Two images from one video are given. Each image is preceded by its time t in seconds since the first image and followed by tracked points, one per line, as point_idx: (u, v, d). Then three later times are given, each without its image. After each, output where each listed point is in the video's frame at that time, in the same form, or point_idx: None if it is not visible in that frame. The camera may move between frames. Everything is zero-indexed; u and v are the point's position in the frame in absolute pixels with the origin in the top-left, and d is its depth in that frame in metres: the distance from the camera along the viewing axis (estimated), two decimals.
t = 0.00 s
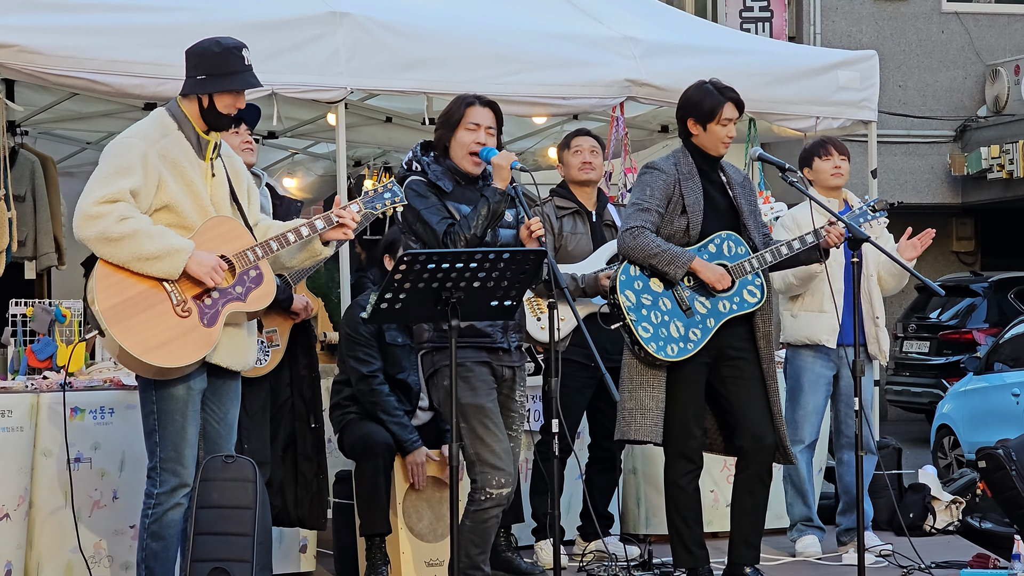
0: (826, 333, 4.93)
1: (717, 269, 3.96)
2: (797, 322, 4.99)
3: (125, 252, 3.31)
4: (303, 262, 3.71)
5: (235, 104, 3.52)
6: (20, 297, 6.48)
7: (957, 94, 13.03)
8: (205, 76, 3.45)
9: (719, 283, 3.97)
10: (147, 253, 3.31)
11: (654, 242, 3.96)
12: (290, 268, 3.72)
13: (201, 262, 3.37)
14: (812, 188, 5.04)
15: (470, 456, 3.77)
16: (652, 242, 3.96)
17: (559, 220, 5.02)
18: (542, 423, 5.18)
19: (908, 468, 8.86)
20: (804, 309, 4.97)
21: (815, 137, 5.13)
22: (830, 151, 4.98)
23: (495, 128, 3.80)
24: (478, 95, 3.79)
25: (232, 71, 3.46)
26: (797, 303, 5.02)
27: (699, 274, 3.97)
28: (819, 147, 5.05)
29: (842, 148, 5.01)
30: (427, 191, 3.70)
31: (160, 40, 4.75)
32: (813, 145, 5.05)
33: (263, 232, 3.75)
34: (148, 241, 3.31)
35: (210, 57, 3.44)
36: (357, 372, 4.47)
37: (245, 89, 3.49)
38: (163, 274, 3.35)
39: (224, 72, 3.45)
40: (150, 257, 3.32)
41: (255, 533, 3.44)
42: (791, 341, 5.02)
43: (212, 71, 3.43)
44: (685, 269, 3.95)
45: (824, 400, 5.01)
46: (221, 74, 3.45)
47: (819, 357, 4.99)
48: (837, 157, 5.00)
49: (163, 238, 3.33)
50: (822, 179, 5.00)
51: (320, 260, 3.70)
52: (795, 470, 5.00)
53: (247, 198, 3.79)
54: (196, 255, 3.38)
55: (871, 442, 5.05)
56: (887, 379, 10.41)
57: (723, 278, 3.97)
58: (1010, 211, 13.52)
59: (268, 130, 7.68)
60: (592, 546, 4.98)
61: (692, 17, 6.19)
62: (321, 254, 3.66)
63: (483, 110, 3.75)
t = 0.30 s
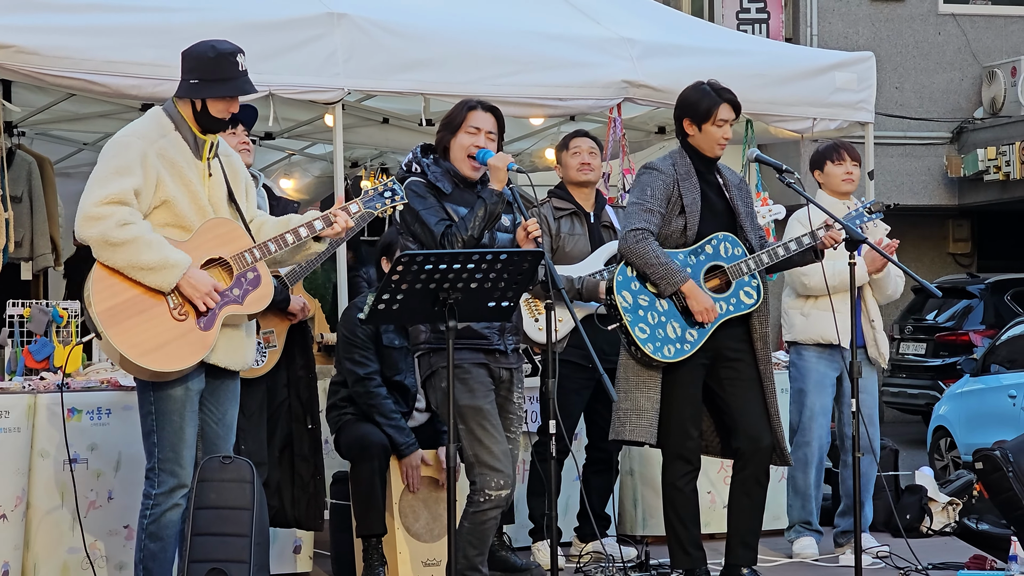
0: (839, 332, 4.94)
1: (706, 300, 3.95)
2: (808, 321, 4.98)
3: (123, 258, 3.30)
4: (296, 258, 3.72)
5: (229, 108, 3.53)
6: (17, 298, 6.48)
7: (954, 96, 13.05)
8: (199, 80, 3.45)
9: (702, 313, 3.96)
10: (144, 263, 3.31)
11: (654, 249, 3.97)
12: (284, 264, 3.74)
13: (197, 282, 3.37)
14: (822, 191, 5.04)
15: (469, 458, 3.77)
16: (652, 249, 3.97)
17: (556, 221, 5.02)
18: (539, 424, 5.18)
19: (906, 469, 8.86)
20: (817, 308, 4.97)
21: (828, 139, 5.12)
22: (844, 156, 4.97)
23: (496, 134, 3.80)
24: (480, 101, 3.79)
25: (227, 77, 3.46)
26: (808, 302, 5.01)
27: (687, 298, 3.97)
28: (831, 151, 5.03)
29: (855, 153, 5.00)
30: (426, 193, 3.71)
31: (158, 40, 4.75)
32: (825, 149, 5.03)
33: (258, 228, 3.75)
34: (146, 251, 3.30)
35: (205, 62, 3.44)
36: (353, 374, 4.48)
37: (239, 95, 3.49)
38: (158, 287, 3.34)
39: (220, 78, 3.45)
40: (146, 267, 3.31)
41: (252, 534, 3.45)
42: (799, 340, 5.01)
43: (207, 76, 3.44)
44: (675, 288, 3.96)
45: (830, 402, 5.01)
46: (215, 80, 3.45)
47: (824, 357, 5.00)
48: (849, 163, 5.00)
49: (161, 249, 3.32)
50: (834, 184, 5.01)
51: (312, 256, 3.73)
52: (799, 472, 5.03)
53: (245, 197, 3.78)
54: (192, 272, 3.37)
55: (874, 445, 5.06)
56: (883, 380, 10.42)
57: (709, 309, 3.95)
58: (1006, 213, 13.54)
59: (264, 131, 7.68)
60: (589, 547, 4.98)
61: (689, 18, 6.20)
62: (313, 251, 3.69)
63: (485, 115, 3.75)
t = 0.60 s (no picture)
0: (835, 335, 4.94)
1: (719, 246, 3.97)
2: (804, 324, 4.97)
3: (120, 251, 3.29)
4: (296, 248, 3.71)
5: (219, 107, 3.52)
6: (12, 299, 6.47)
7: (951, 98, 13.06)
8: (188, 80, 3.45)
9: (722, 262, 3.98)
10: (141, 249, 3.29)
11: (649, 237, 3.97)
12: (285, 254, 3.73)
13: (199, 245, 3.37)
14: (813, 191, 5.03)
15: (466, 459, 3.77)
16: (647, 236, 3.97)
17: (554, 223, 5.02)
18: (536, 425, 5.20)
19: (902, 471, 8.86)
20: (812, 310, 4.97)
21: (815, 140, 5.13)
22: (833, 156, 4.98)
23: (491, 134, 3.80)
24: (473, 101, 3.79)
25: (216, 75, 3.45)
26: (802, 304, 5.00)
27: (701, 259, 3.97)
28: (820, 151, 5.04)
29: (843, 151, 5.01)
30: (422, 194, 3.70)
31: (154, 42, 4.75)
32: (814, 148, 5.03)
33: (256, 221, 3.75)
34: (142, 236, 3.29)
35: (193, 61, 3.44)
36: (349, 376, 4.47)
37: (228, 93, 3.48)
38: (159, 267, 3.34)
39: (209, 77, 3.45)
40: (145, 251, 3.30)
41: (250, 535, 3.48)
42: (796, 343, 5.00)
43: (196, 75, 3.44)
44: (685, 256, 3.97)
45: (826, 403, 5.03)
46: (204, 79, 3.44)
47: (821, 360, 5.00)
48: (840, 163, 5.01)
49: (156, 231, 3.31)
50: (825, 183, 5.00)
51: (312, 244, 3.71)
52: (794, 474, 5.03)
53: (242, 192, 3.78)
54: (190, 241, 3.37)
55: (868, 447, 5.07)
56: (880, 382, 10.42)
57: (725, 257, 3.97)
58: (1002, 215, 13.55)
59: (261, 132, 7.67)
60: (586, 549, 4.97)
61: (685, 17, 6.19)
62: (313, 235, 3.67)
63: (480, 116, 3.76)
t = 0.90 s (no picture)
0: (819, 339, 4.94)
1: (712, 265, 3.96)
2: (789, 329, 5.00)
3: (113, 254, 3.30)
4: (291, 254, 3.71)
5: (221, 110, 3.50)
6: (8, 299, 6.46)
7: (947, 99, 13.07)
8: (190, 81, 3.44)
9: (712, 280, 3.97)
10: (134, 253, 3.29)
11: (647, 242, 3.96)
12: (278, 259, 3.72)
13: (192, 258, 3.36)
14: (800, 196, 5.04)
15: (461, 460, 3.77)
16: (645, 242, 3.96)
17: (550, 224, 5.03)
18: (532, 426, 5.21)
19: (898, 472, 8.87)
20: (796, 317, 4.98)
21: (796, 143, 5.12)
22: (814, 158, 4.98)
23: (486, 134, 3.81)
24: (469, 101, 3.80)
25: (216, 78, 3.44)
26: (788, 311, 5.02)
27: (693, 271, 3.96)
28: (802, 155, 5.04)
29: (825, 153, 5.01)
30: (419, 196, 3.70)
31: (152, 42, 4.74)
32: (795, 152, 5.04)
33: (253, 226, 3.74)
34: (134, 241, 3.29)
35: (195, 63, 3.43)
36: (337, 376, 4.48)
37: (230, 96, 3.47)
38: (152, 272, 3.33)
39: (209, 79, 3.44)
40: (137, 256, 3.30)
41: (245, 536, 3.48)
42: (783, 348, 5.03)
43: (197, 77, 3.43)
44: (680, 266, 3.95)
45: (814, 407, 5.03)
46: (206, 81, 3.43)
47: (811, 364, 5.00)
48: (821, 164, 5.00)
49: (150, 236, 3.30)
50: (810, 188, 5.01)
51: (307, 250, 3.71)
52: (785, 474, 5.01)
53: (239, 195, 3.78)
54: (184, 249, 3.36)
55: (861, 448, 5.08)
56: (875, 383, 10.43)
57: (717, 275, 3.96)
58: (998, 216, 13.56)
59: (258, 133, 7.67)
60: (582, 550, 4.97)
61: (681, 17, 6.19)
62: (307, 242, 3.67)
63: (475, 116, 3.76)
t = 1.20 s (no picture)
0: (813, 338, 4.94)
1: (701, 294, 3.94)
2: (783, 327, 5.02)
3: (113, 258, 3.30)
4: (288, 257, 3.71)
5: (222, 107, 3.51)
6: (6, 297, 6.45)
7: (944, 99, 13.08)
8: (191, 80, 3.44)
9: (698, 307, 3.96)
10: (134, 262, 3.30)
11: (645, 247, 3.97)
12: (275, 263, 3.72)
13: (187, 288, 3.35)
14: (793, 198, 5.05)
15: (459, 458, 3.77)
16: (643, 247, 3.97)
17: (546, 223, 5.02)
18: (529, 425, 5.21)
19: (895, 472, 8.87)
20: (791, 315, 5.01)
21: (786, 143, 5.12)
22: (804, 160, 4.98)
23: (485, 129, 3.80)
24: (464, 98, 3.78)
25: (216, 76, 3.44)
26: (784, 309, 5.05)
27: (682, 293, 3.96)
28: (792, 155, 5.04)
29: (814, 153, 5.00)
30: (420, 194, 3.71)
31: (149, 40, 4.74)
32: (784, 154, 5.04)
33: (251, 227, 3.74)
34: (138, 251, 3.29)
35: (195, 61, 3.42)
36: (323, 370, 4.50)
37: (231, 93, 3.47)
38: (148, 287, 3.33)
39: (209, 77, 3.43)
40: (136, 267, 3.30)
41: (243, 533, 3.46)
42: (778, 346, 5.05)
43: (198, 75, 3.42)
44: (670, 284, 3.95)
45: (814, 405, 5.03)
46: (207, 79, 3.43)
47: (808, 361, 5.01)
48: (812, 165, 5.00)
49: (154, 250, 3.31)
50: (801, 189, 5.02)
51: (305, 253, 3.70)
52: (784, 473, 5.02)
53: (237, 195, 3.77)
54: (182, 275, 3.36)
55: (860, 447, 5.09)
56: (872, 382, 10.43)
57: (704, 304, 3.95)
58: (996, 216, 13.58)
59: (255, 131, 7.67)
60: (580, 548, 4.97)
61: (679, 16, 6.19)
62: (305, 247, 3.66)
63: (472, 113, 3.75)
